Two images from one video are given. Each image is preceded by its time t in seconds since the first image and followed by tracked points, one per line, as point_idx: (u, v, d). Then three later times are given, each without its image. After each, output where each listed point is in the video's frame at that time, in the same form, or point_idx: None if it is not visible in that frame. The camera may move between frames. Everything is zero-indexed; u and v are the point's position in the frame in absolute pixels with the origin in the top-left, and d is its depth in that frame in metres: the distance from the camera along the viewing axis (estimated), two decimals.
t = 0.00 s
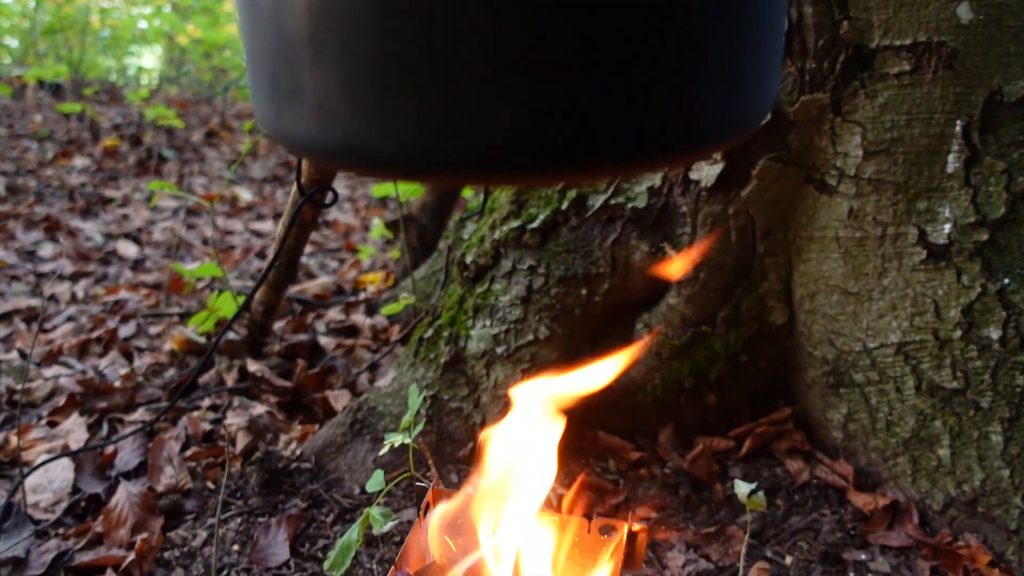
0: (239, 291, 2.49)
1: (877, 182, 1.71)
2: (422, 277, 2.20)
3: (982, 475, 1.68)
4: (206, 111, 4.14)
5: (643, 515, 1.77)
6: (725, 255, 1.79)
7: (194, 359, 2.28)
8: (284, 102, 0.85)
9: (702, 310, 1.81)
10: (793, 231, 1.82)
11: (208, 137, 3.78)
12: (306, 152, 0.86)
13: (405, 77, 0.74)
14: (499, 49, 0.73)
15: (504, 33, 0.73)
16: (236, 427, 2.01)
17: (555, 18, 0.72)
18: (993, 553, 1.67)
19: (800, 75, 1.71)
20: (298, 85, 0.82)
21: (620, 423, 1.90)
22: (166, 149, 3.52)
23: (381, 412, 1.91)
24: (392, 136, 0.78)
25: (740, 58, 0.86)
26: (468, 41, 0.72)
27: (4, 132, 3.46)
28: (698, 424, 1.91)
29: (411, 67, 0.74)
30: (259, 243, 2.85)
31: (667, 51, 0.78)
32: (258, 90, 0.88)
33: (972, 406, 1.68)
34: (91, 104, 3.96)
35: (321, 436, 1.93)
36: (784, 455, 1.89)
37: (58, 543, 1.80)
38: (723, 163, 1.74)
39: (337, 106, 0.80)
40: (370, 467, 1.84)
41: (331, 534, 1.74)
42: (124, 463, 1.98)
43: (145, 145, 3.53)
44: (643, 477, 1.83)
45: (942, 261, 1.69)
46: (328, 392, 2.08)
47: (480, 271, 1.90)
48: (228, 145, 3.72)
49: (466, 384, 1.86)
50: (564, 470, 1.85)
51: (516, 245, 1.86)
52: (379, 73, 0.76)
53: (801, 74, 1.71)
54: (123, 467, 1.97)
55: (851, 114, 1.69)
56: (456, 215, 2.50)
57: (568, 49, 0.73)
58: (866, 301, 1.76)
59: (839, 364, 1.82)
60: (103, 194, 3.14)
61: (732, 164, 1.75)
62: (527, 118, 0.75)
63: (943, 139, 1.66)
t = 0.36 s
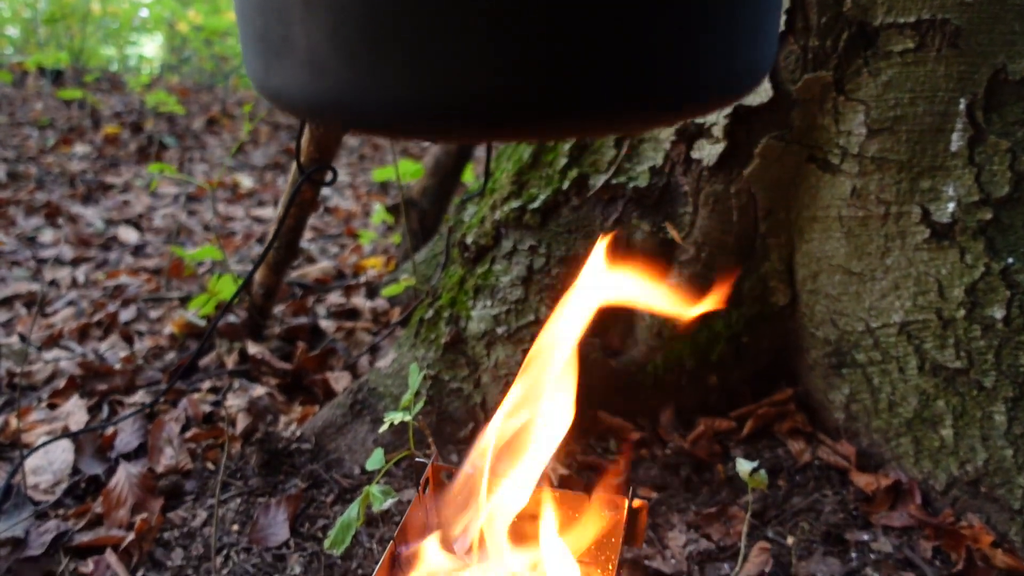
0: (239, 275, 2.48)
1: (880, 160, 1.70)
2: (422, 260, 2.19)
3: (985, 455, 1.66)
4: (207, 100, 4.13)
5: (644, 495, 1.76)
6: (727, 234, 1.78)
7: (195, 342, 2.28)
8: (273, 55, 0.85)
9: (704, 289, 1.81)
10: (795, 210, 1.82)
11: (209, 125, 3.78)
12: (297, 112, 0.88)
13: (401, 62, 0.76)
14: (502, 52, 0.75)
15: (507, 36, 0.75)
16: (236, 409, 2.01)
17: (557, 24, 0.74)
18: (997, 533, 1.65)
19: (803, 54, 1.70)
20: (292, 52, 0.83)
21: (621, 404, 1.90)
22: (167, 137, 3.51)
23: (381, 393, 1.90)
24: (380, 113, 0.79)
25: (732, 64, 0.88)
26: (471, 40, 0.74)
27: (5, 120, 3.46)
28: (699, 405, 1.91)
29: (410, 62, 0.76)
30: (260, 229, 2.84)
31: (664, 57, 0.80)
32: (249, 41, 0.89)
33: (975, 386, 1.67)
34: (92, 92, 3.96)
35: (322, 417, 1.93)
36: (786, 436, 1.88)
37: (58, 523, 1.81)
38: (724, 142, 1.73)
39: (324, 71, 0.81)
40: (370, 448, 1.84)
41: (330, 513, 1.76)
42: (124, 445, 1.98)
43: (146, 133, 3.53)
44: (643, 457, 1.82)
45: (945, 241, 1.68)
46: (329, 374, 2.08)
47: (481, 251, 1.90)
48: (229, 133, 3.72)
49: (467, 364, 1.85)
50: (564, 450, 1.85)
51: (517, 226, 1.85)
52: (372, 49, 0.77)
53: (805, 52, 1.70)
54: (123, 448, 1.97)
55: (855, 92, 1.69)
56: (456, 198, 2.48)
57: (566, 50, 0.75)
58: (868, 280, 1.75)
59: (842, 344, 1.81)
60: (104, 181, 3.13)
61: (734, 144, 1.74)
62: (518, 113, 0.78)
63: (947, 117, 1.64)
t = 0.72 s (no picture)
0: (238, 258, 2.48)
1: (882, 137, 1.68)
2: (421, 240, 2.18)
3: (986, 433, 1.65)
4: (206, 86, 4.12)
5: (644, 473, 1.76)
6: (727, 212, 1.77)
7: (193, 324, 2.28)
8: (267, 11, 0.85)
9: (705, 267, 1.80)
10: (795, 187, 1.80)
11: (208, 110, 3.76)
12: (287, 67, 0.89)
13: (395, 47, 0.77)
14: (501, 43, 0.75)
15: (507, 29, 0.75)
16: (235, 389, 2.00)
17: (558, 23, 0.74)
18: (998, 512, 1.65)
19: (804, 29, 1.67)
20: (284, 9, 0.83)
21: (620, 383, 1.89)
22: (167, 122, 3.50)
23: (379, 371, 1.89)
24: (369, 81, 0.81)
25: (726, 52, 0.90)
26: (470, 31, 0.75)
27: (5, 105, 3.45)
28: (698, 383, 1.90)
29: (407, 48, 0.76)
30: (259, 212, 2.84)
31: (660, 60, 0.81)
32: None
33: (977, 363, 1.66)
34: (91, 78, 3.94)
35: (320, 395, 1.92)
36: (786, 415, 1.88)
37: (56, 502, 1.82)
38: (724, 119, 1.71)
39: (315, 40, 0.81)
40: (368, 426, 1.84)
41: (328, 491, 1.76)
42: (123, 424, 1.98)
43: (145, 118, 3.52)
44: (643, 436, 1.82)
45: (947, 217, 1.67)
46: (327, 354, 2.08)
47: (479, 230, 1.89)
48: (228, 118, 3.70)
49: (465, 343, 1.84)
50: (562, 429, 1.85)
51: (515, 204, 1.84)
52: (369, 23, 0.77)
53: (806, 27, 1.67)
54: (122, 428, 1.97)
55: (856, 67, 1.67)
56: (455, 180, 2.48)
57: (563, 49, 0.76)
58: (869, 258, 1.74)
59: (843, 322, 1.80)
60: (103, 166, 3.13)
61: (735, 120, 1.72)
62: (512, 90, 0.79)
63: (949, 94, 1.63)
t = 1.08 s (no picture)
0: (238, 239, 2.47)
1: (887, 112, 1.67)
2: (422, 219, 2.16)
3: (990, 411, 1.64)
4: (206, 70, 4.09)
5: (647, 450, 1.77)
6: (732, 188, 1.76)
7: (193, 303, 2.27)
8: None
9: (709, 243, 1.78)
10: (801, 164, 1.78)
11: (208, 94, 3.74)
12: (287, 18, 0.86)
13: None
14: None
15: None
16: (235, 367, 2.00)
17: None
18: (1002, 489, 1.63)
19: (811, 3, 1.67)
20: None
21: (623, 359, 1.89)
22: (166, 105, 3.48)
23: (380, 348, 1.88)
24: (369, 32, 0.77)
25: None
26: None
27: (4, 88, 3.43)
28: (702, 362, 1.90)
29: None
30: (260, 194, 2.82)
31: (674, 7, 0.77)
32: None
33: (982, 340, 1.64)
34: (90, 62, 3.92)
35: (322, 373, 1.92)
36: (789, 393, 1.88)
37: (56, 478, 1.82)
38: (729, 94, 1.70)
39: None
40: (368, 403, 1.83)
41: (329, 467, 1.75)
42: (122, 402, 1.97)
43: (144, 102, 3.50)
44: (646, 414, 1.83)
45: (953, 194, 1.65)
46: (328, 332, 2.07)
47: (481, 207, 1.87)
48: (228, 102, 3.68)
49: (467, 320, 1.84)
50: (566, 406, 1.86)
51: (518, 180, 1.83)
52: None
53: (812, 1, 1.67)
54: (122, 405, 1.96)
55: (862, 43, 1.65)
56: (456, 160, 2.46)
57: None
58: (874, 234, 1.73)
59: (847, 300, 1.79)
60: (102, 149, 3.11)
61: (739, 95, 1.70)
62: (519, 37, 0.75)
63: (955, 69, 1.62)
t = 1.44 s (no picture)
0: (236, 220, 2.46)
1: (889, 88, 1.64)
2: (420, 199, 2.15)
3: (991, 388, 1.64)
4: (204, 54, 4.07)
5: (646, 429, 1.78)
6: (732, 165, 1.74)
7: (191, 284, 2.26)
8: None
9: (709, 222, 1.77)
10: (800, 140, 1.77)
11: (206, 78, 3.73)
12: None
13: None
14: None
15: None
16: (233, 346, 1.99)
17: None
18: (1002, 468, 1.63)
19: None
20: None
21: (622, 338, 1.89)
22: (164, 90, 3.47)
23: (378, 326, 1.88)
24: None
25: None
26: None
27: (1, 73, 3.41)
28: (702, 340, 1.90)
29: None
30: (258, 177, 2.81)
31: None
32: None
33: (983, 318, 1.63)
34: (88, 46, 3.90)
35: (319, 352, 1.91)
36: (789, 371, 1.88)
37: (53, 458, 1.82)
38: (729, 70, 1.65)
39: None
40: (365, 381, 1.82)
41: (327, 445, 1.75)
42: (119, 382, 1.97)
43: (143, 86, 3.48)
44: (644, 392, 1.83)
45: (955, 170, 1.63)
46: (325, 311, 2.06)
47: (479, 184, 1.86)
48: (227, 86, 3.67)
49: (465, 298, 1.83)
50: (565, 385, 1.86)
51: (516, 158, 1.82)
52: None
53: None
54: (119, 385, 1.96)
55: (863, 17, 1.61)
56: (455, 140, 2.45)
57: None
58: (875, 212, 1.72)
59: (848, 278, 1.78)
60: (100, 133, 3.10)
61: (738, 71, 1.66)
62: None
63: (959, 43, 1.57)
